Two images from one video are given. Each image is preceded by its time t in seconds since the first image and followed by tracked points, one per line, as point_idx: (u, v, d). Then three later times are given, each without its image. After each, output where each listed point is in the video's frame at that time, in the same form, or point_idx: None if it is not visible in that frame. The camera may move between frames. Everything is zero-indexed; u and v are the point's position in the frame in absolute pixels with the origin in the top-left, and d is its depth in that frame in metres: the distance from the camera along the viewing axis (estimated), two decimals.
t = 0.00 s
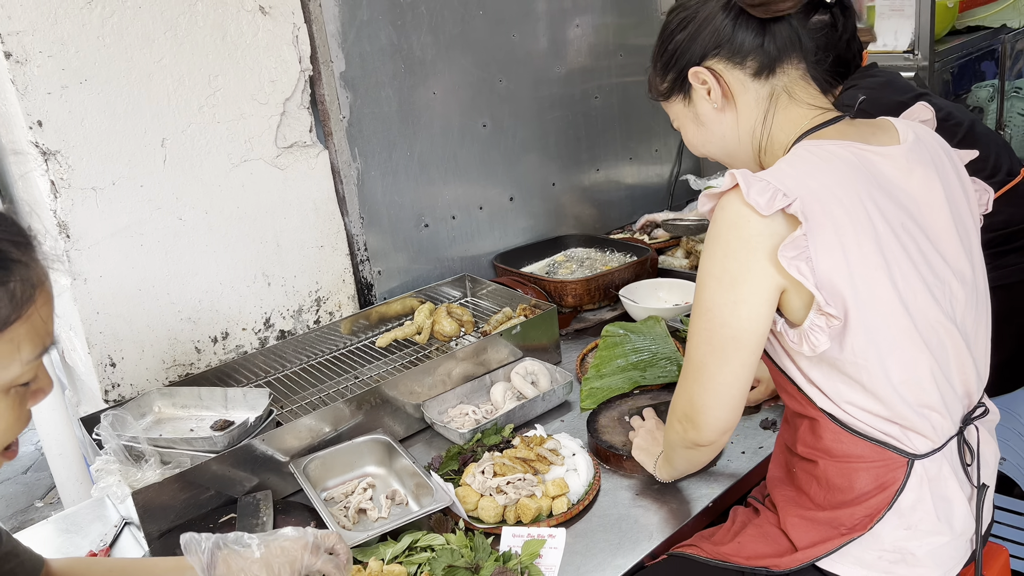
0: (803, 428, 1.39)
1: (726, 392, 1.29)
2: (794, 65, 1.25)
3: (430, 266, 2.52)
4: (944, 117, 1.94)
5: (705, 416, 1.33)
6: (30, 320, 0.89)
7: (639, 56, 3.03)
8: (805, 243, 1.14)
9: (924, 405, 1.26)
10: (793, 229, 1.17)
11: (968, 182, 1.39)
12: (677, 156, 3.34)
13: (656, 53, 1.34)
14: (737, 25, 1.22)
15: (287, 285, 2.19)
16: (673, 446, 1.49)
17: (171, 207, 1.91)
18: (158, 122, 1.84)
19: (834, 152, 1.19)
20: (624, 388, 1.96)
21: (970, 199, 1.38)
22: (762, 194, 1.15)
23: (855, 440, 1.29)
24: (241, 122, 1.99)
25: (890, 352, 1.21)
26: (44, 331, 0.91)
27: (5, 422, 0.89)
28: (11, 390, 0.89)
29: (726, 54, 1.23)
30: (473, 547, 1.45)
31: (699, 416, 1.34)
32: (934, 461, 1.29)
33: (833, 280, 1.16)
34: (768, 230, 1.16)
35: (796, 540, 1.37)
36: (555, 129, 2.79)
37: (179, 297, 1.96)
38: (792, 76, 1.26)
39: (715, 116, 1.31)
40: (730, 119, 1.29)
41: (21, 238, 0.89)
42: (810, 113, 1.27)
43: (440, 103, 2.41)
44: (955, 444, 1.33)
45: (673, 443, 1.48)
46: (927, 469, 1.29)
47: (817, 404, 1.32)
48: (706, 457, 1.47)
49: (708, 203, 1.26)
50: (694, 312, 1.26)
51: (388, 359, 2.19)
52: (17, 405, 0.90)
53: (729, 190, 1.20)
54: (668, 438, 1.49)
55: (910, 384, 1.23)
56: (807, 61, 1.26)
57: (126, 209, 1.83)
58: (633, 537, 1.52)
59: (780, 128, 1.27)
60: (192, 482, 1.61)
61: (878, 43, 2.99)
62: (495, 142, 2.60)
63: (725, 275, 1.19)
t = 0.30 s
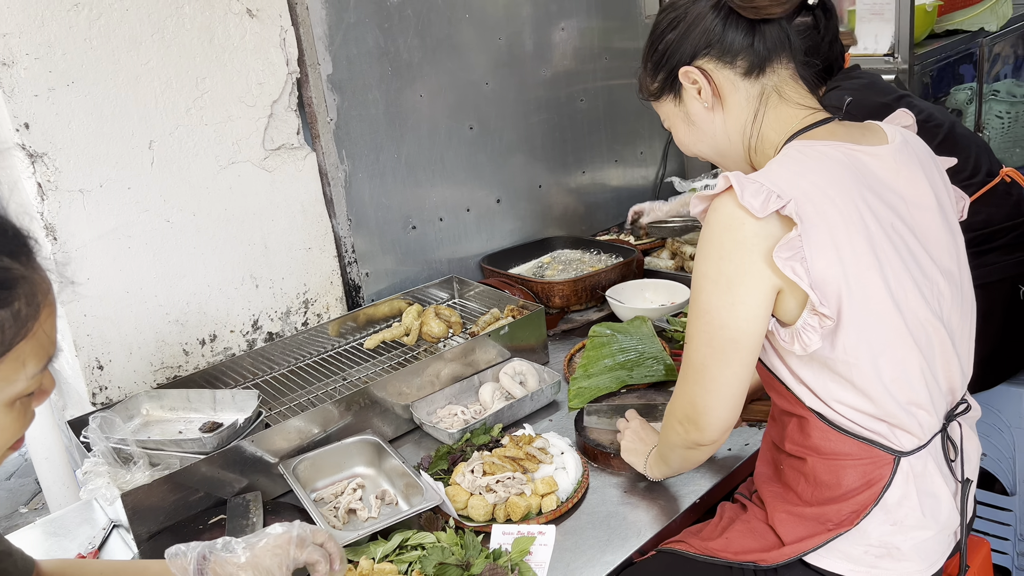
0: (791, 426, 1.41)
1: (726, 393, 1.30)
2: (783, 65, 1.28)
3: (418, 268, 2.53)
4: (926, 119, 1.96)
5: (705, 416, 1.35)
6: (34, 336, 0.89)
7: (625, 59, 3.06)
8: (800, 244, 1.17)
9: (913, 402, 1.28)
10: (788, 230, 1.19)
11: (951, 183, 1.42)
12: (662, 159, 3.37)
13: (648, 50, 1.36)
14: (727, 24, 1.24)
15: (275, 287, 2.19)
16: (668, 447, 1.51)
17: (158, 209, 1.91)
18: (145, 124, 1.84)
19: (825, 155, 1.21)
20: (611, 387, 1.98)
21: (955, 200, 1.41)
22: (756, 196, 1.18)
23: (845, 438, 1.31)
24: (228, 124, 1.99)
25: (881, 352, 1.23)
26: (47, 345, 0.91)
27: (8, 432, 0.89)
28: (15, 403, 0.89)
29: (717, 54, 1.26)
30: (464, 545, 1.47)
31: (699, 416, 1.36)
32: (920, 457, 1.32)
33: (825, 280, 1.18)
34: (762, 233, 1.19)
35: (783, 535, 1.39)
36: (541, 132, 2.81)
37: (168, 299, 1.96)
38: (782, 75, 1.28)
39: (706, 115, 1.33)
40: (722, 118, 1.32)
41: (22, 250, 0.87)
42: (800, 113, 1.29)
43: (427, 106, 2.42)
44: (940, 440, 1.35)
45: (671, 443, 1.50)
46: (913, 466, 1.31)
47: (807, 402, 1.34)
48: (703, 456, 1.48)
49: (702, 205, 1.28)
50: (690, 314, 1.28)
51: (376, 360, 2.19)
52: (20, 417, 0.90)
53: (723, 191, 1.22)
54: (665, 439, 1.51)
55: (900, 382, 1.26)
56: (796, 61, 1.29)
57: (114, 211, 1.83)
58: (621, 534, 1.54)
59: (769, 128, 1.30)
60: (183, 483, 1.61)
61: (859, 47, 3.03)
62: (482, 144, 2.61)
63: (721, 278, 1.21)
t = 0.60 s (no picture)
0: (776, 426, 1.42)
1: (709, 394, 1.32)
2: (767, 69, 1.29)
3: (404, 271, 2.53)
4: (908, 123, 2.00)
5: (688, 417, 1.36)
6: (19, 350, 0.88)
7: (610, 63, 3.08)
8: (782, 247, 1.18)
9: (895, 403, 1.29)
10: (771, 233, 1.20)
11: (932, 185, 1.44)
12: (647, 162, 3.38)
13: (632, 57, 1.37)
14: (710, 29, 1.25)
15: (261, 290, 2.18)
16: (652, 448, 1.52)
17: (144, 213, 1.90)
18: (130, 128, 1.83)
19: (807, 158, 1.23)
20: (598, 390, 1.99)
21: (936, 202, 1.42)
22: (739, 199, 1.19)
23: (827, 437, 1.33)
24: (214, 128, 1.99)
25: (862, 353, 1.24)
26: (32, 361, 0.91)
27: None
28: None
29: (700, 58, 1.27)
30: (452, 548, 1.47)
31: (682, 417, 1.37)
32: (902, 456, 1.33)
33: (808, 283, 1.19)
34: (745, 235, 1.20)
35: (768, 535, 1.40)
36: (528, 135, 2.82)
37: (153, 303, 1.95)
38: (765, 80, 1.30)
39: (689, 119, 1.34)
40: (704, 122, 1.33)
41: (20, 262, 0.87)
42: (784, 116, 1.31)
43: (413, 109, 2.42)
44: (922, 440, 1.37)
45: (654, 444, 1.51)
46: (895, 465, 1.33)
47: (790, 403, 1.35)
48: (687, 457, 1.49)
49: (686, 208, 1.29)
50: (674, 316, 1.29)
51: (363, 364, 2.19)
52: None
53: (707, 194, 1.23)
54: (648, 440, 1.52)
55: (882, 383, 1.27)
56: (779, 65, 1.30)
57: (99, 215, 1.82)
58: (609, 535, 1.54)
59: (753, 131, 1.31)
60: (169, 488, 1.60)
61: (842, 52, 3.07)
62: (468, 148, 2.62)
63: (705, 280, 1.22)
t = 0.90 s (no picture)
0: (764, 427, 1.43)
1: (698, 394, 1.32)
2: (752, 73, 1.30)
3: (394, 274, 2.52)
4: (894, 127, 2.02)
5: (676, 418, 1.37)
6: None
7: (600, 66, 3.08)
8: (771, 247, 1.19)
9: (882, 403, 1.30)
10: (760, 233, 1.21)
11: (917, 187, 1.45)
12: (637, 164, 3.39)
13: (622, 59, 1.38)
14: (697, 33, 1.26)
15: (250, 292, 2.18)
16: (641, 449, 1.52)
17: (132, 215, 1.89)
18: (118, 130, 1.83)
19: (794, 160, 1.23)
20: (589, 392, 1.99)
21: (921, 204, 1.44)
22: (728, 200, 1.19)
23: (816, 437, 1.34)
24: (203, 129, 1.98)
25: (850, 353, 1.25)
26: None
27: None
28: None
29: (687, 62, 1.28)
30: (442, 550, 1.47)
31: (671, 418, 1.38)
32: (890, 456, 1.34)
33: (797, 282, 1.20)
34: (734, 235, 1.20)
35: (757, 536, 1.41)
36: (518, 137, 2.82)
37: (142, 306, 1.94)
38: (751, 83, 1.31)
39: (677, 122, 1.35)
40: (692, 126, 1.34)
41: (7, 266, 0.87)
42: (770, 118, 1.32)
43: (403, 111, 2.42)
44: (910, 439, 1.38)
45: (643, 445, 1.51)
46: (883, 464, 1.34)
47: (778, 403, 1.36)
48: (676, 458, 1.50)
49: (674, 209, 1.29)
50: (664, 316, 1.29)
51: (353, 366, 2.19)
52: None
53: (695, 195, 1.23)
54: (637, 441, 1.52)
55: (869, 382, 1.28)
56: (764, 69, 1.31)
57: (87, 217, 1.81)
58: (599, 537, 1.55)
59: (739, 134, 1.32)
60: (158, 491, 1.59)
61: (830, 55, 3.08)
62: (458, 150, 2.62)
63: (694, 281, 1.23)
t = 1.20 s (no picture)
0: (758, 426, 1.44)
1: (690, 393, 1.33)
2: (752, 72, 1.32)
3: (388, 273, 2.52)
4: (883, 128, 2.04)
5: (668, 416, 1.37)
6: None
7: (594, 66, 3.09)
8: (764, 246, 1.19)
9: (875, 402, 1.31)
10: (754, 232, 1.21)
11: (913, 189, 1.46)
12: (631, 164, 3.40)
13: (622, 58, 1.38)
14: (698, 32, 1.27)
15: (244, 291, 2.17)
16: (633, 447, 1.53)
17: (126, 213, 1.88)
18: (111, 128, 1.82)
19: (790, 159, 1.24)
20: (583, 391, 2.00)
21: (917, 205, 1.44)
22: (723, 199, 1.20)
23: (809, 436, 1.34)
24: (197, 128, 1.98)
25: (843, 352, 1.26)
26: None
27: None
28: None
29: (688, 60, 1.28)
30: (436, 549, 1.47)
31: (664, 416, 1.38)
32: (883, 455, 1.35)
33: (790, 282, 1.21)
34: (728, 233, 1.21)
35: (750, 535, 1.42)
36: (512, 137, 2.82)
37: (135, 304, 1.94)
38: (751, 82, 1.32)
39: (677, 121, 1.35)
40: (691, 124, 1.33)
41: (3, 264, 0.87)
42: (769, 117, 1.32)
43: (397, 111, 2.42)
44: (903, 439, 1.39)
45: (636, 444, 1.52)
46: (876, 464, 1.34)
47: (772, 402, 1.36)
48: (669, 457, 1.50)
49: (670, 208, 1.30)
50: (658, 314, 1.30)
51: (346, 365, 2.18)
52: None
53: (691, 194, 1.24)
54: (630, 439, 1.53)
55: (863, 382, 1.28)
56: (764, 69, 1.33)
57: (80, 215, 1.81)
58: (593, 536, 1.55)
59: (740, 131, 1.32)
60: (151, 490, 1.59)
61: (823, 56, 3.10)
62: (452, 149, 2.62)
63: (689, 279, 1.23)
